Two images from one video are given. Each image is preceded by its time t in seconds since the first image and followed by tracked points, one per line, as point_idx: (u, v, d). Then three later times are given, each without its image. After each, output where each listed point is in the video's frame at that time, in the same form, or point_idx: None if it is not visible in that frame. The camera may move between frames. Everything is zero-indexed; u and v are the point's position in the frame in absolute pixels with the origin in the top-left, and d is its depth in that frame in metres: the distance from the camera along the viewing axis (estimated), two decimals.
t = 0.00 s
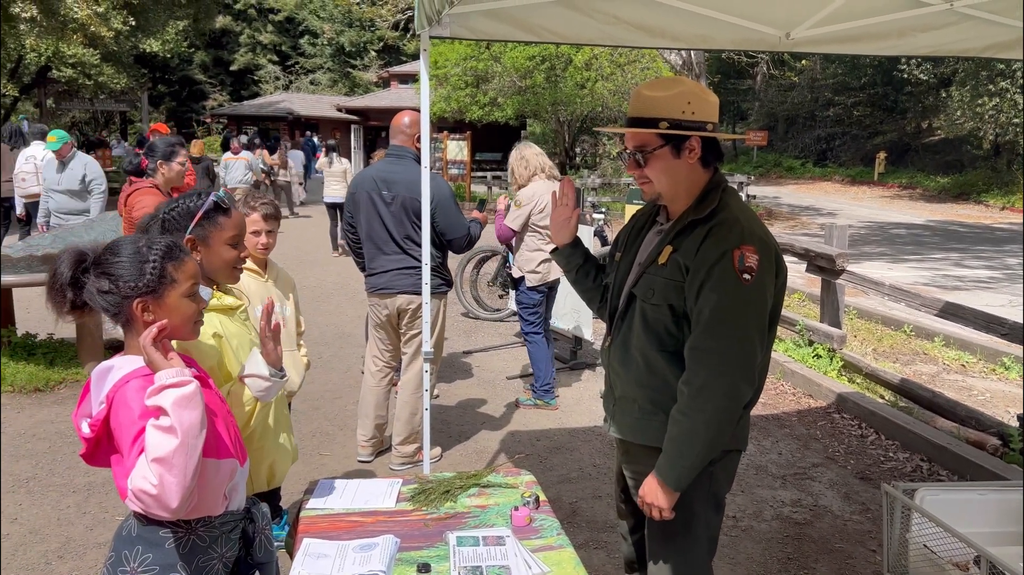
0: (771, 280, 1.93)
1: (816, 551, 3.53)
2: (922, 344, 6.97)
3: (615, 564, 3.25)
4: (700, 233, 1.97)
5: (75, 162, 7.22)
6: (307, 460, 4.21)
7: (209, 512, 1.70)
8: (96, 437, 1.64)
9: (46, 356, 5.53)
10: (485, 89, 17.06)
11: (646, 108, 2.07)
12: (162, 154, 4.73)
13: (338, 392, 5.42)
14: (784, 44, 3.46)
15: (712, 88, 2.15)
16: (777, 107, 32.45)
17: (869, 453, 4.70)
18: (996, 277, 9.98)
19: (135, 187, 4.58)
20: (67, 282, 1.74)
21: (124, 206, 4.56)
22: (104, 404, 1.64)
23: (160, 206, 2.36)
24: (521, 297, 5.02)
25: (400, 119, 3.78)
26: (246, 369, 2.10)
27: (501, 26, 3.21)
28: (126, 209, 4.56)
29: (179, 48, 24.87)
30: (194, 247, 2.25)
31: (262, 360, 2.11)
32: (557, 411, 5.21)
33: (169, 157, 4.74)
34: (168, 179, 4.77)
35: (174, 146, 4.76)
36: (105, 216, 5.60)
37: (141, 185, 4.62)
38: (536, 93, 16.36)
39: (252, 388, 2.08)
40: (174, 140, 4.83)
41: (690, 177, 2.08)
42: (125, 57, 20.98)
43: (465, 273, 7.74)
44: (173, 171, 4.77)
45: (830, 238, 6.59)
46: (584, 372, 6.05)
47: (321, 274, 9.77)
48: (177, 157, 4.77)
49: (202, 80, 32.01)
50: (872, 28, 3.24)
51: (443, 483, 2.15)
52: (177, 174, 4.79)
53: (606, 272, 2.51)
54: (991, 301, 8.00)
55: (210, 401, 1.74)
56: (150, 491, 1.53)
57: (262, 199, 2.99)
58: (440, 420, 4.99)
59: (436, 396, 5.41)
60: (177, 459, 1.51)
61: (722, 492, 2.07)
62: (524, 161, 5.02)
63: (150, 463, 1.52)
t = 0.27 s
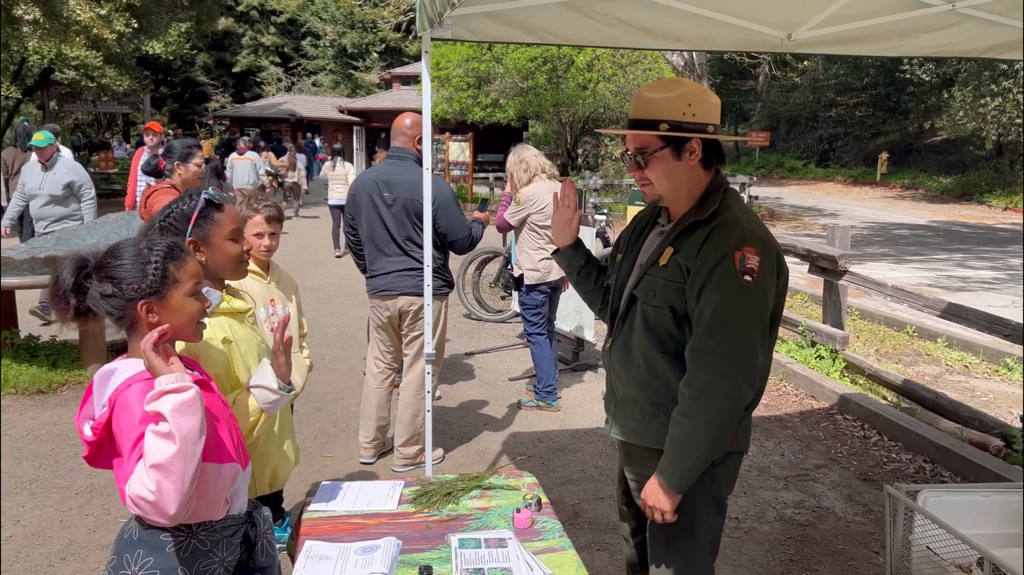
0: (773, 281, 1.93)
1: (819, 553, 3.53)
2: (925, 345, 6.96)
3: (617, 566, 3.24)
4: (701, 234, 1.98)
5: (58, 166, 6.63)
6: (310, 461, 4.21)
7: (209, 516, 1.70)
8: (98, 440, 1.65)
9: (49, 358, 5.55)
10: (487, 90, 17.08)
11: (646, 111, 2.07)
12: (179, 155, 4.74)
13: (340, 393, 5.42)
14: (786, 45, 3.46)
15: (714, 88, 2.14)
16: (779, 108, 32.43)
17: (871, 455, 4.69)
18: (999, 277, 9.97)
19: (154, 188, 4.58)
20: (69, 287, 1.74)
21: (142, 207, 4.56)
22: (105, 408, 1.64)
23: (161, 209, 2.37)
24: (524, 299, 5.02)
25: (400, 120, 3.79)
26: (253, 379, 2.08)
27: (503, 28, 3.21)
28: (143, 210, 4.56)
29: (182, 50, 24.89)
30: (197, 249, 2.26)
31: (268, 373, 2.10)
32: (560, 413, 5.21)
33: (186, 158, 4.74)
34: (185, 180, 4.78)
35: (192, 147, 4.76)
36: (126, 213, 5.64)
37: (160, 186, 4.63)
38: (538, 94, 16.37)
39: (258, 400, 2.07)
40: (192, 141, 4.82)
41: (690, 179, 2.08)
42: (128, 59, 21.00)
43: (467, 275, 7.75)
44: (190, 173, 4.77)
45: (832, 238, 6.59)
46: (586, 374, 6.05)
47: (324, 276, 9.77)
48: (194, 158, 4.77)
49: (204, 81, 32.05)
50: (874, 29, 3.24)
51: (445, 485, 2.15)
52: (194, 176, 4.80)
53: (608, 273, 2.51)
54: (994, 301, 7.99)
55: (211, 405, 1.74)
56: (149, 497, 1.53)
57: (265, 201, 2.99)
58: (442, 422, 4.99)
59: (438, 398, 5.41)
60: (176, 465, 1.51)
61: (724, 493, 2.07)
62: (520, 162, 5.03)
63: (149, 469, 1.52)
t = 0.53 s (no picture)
0: (774, 283, 1.92)
1: (822, 554, 3.52)
2: (929, 346, 6.95)
3: (620, 566, 3.24)
4: (702, 236, 1.98)
5: (40, 168, 6.62)
6: (313, 462, 4.21)
7: (215, 518, 1.70)
8: (102, 443, 1.65)
9: (52, 360, 5.55)
10: (490, 91, 17.10)
11: (647, 112, 2.07)
12: (195, 156, 4.75)
13: (343, 394, 5.42)
14: (788, 46, 3.46)
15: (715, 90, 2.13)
16: (782, 109, 32.42)
17: (874, 456, 4.68)
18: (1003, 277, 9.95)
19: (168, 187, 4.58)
20: (74, 289, 1.74)
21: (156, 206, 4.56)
22: (110, 411, 1.64)
23: (163, 211, 2.36)
24: (528, 299, 5.03)
25: (403, 122, 3.80)
26: (259, 383, 2.07)
27: (505, 29, 3.21)
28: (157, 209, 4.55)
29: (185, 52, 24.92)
30: (199, 252, 2.26)
31: (277, 374, 2.09)
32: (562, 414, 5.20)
33: (201, 159, 4.76)
34: (200, 180, 4.79)
35: (207, 148, 4.78)
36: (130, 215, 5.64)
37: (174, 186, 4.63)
38: (541, 95, 16.37)
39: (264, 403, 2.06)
40: (206, 142, 4.83)
41: (692, 181, 2.08)
42: (130, 61, 21.03)
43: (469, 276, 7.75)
44: (205, 173, 4.79)
45: (835, 239, 6.58)
46: (588, 374, 6.05)
47: (326, 277, 9.78)
48: (209, 159, 4.79)
49: (207, 83, 32.10)
50: (877, 30, 3.23)
51: (448, 486, 2.15)
52: (207, 176, 4.82)
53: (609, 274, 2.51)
54: (998, 301, 7.97)
55: (215, 408, 1.74)
56: (155, 501, 1.53)
57: (268, 203, 3.00)
58: (445, 423, 4.98)
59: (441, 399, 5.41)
60: (182, 469, 1.52)
61: (725, 495, 2.06)
62: (521, 163, 5.02)
63: (155, 472, 1.52)
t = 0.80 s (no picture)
0: (774, 285, 1.92)
1: (826, 555, 3.51)
2: (932, 346, 6.94)
3: (623, 567, 3.24)
4: (702, 237, 1.97)
5: (13, 167, 6.55)
6: (316, 463, 4.21)
7: (216, 518, 1.70)
8: (105, 443, 1.65)
9: (55, 360, 5.56)
10: (492, 92, 17.11)
11: (646, 113, 2.07)
12: (204, 157, 4.75)
13: (345, 395, 5.43)
14: (791, 46, 3.45)
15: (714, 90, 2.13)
16: (785, 109, 32.40)
17: (878, 456, 4.67)
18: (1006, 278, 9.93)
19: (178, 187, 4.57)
20: (78, 289, 1.75)
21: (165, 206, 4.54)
22: (113, 410, 1.65)
23: (166, 211, 2.37)
24: (531, 299, 5.02)
25: (405, 122, 3.80)
26: (264, 387, 2.18)
27: (507, 29, 3.21)
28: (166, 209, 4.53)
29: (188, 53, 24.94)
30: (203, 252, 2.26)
31: (282, 379, 2.19)
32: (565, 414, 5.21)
33: (210, 160, 4.76)
34: (209, 181, 4.79)
35: (216, 149, 4.78)
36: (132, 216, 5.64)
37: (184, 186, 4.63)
38: (543, 95, 16.36)
39: (272, 407, 2.16)
40: (215, 143, 4.83)
41: (691, 181, 2.08)
42: (134, 62, 21.04)
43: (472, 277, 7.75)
44: (213, 174, 4.80)
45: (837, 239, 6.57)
46: (590, 375, 6.05)
47: (329, 278, 9.79)
48: (217, 159, 4.79)
49: (210, 84, 32.13)
50: (879, 30, 3.23)
51: (451, 487, 2.15)
52: (217, 177, 4.82)
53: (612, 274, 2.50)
54: (1001, 302, 7.96)
55: (218, 408, 1.75)
56: (153, 501, 1.53)
57: (272, 203, 3.00)
58: (447, 424, 4.98)
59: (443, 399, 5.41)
60: (180, 470, 1.52)
61: (726, 496, 2.06)
62: (523, 165, 5.03)
63: (153, 473, 1.52)
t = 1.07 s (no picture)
0: (772, 285, 1.92)
1: (827, 555, 3.51)
2: (935, 346, 6.93)
3: (625, 567, 3.24)
4: (701, 236, 1.97)
5: None
6: (318, 462, 4.22)
7: (213, 519, 1.70)
8: (105, 442, 1.66)
9: (57, 361, 5.57)
10: (494, 92, 17.13)
11: (645, 113, 2.07)
12: (209, 157, 4.76)
13: (348, 395, 5.43)
14: (793, 45, 3.45)
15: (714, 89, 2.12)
16: (787, 109, 32.39)
17: (880, 456, 4.66)
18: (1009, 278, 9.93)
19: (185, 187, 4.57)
20: (82, 288, 1.75)
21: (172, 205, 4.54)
22: (113, 410, 1.65)
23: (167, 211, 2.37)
24: (534, 298, 5.03)
25: (407, 122, 3.80)
26: (271, 383, 2.14)
27: (509, 29, 3.21)
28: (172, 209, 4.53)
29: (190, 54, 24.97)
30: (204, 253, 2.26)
31: (289, 374, 2.15)
32: (567, 414, 5.21)
33: (215, 159, 4.77)
34: (214, 181, 4.79)
35: (220, 148, 4.79)
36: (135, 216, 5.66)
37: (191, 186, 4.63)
38: (545, 96, 16.36)
39: (278, 402, 2.13)
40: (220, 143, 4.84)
41: (689, 181, 2.08)
42: (136, 63, 21.07)
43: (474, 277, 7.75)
44: (219, 173, 4.80)
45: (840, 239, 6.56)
46: (592, 375, 6.05)
47: (331, 278, 9.80)
48: (222, 159, 4.80)
49: (212, 84, 32.17)
50: (881, 29, 3.22)
51: (452, 488, 2.15)
52: (222, 176, 4.83)
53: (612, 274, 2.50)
54: (1003, 302, 7.95)
55: (216, 409, 1.75)
56: (143, 504, 1.53)
57: (274, 204, 3.01)
58: (449, 424, 4.98)
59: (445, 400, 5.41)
60: (170, 472, 1.52)
61: (725, 497, 2.05)
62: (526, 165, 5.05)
63: (143, 475, 1.53)
